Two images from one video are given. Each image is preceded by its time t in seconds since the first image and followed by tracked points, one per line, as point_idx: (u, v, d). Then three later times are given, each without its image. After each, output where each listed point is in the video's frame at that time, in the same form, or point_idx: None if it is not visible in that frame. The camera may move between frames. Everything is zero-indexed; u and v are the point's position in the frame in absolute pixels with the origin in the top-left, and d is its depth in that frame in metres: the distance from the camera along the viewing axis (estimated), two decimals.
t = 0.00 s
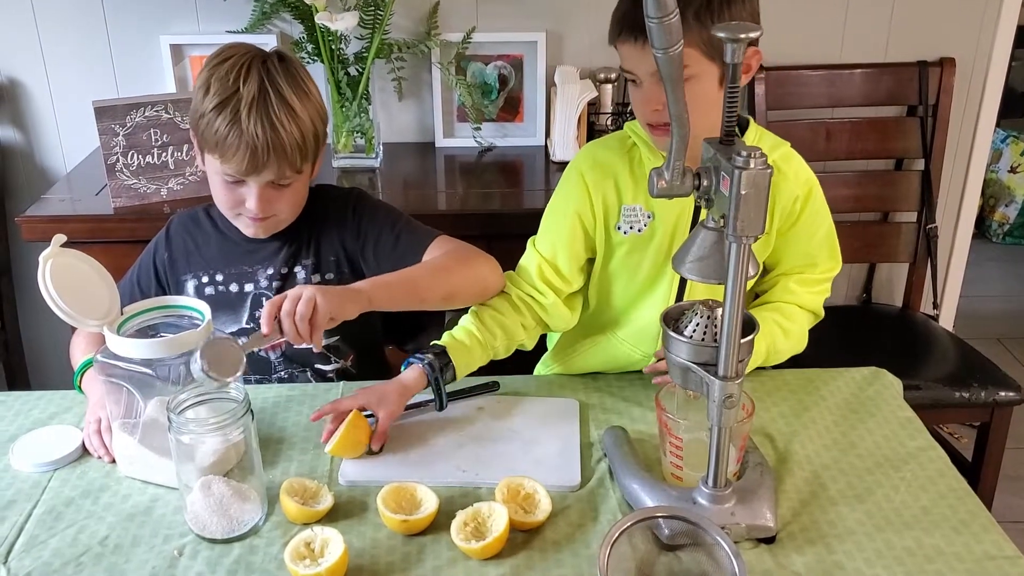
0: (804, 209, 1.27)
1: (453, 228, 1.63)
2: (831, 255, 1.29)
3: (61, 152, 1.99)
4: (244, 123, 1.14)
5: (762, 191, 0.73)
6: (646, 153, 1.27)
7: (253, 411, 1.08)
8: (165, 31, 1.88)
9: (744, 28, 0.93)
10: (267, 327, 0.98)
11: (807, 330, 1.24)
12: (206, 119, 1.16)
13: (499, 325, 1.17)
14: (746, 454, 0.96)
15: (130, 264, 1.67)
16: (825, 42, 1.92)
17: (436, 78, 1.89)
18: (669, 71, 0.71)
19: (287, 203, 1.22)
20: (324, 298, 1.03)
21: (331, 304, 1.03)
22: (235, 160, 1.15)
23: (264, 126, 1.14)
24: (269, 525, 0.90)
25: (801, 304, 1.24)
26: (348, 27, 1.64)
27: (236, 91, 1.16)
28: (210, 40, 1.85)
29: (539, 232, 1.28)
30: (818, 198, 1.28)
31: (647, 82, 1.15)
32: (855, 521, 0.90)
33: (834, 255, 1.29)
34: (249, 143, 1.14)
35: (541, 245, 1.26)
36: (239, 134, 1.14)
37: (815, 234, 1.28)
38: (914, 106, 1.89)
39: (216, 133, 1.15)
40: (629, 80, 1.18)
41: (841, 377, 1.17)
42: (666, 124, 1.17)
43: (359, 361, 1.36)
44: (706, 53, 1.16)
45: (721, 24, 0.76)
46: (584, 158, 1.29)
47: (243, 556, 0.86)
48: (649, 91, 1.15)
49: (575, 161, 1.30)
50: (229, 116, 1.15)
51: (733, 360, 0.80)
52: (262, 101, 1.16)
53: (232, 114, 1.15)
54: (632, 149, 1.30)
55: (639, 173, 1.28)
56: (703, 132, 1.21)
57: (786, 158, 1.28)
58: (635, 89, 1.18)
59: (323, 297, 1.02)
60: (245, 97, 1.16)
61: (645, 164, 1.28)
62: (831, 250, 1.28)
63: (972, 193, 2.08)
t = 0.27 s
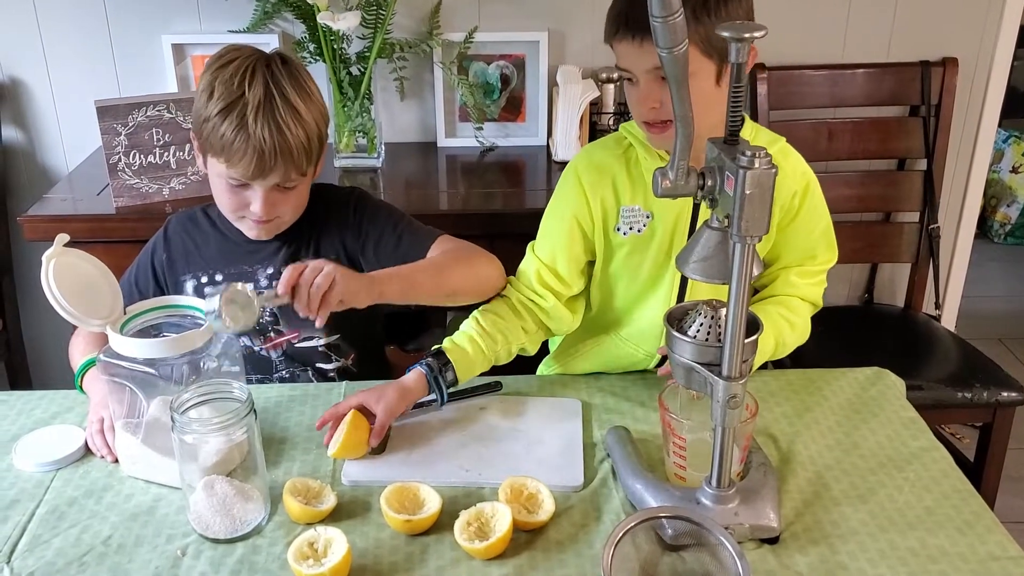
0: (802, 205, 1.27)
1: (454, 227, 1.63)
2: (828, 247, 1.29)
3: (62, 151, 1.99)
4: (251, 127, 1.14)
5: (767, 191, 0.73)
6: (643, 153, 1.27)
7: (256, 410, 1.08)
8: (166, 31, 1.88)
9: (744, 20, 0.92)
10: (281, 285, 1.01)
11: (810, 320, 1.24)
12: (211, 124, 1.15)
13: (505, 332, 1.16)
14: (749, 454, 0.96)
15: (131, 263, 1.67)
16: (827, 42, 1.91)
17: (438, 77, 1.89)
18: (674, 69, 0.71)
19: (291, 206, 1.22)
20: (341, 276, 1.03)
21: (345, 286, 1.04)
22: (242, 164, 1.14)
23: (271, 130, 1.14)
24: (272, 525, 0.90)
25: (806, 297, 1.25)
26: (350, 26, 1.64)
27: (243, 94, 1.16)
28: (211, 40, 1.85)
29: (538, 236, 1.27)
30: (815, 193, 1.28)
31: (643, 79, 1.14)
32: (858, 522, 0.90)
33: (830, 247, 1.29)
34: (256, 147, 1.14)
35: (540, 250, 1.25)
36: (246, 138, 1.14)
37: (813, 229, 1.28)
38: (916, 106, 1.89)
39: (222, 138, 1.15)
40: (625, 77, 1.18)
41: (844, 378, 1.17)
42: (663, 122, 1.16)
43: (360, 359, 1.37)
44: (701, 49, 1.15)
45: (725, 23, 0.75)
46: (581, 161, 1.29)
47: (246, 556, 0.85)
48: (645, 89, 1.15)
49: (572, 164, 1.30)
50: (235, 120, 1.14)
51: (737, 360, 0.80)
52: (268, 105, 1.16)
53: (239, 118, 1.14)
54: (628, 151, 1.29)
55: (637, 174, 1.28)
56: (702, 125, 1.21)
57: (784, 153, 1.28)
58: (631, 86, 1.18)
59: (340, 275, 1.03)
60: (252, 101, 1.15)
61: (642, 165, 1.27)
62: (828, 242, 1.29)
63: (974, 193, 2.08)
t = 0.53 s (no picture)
0: (796, 199, 1.27)
1: (455, 227, 1.62)
2: (821, 242, 1.28)
3: (62, 149, 1.99)
4: (245, 129, 1.13)
5: (769, 190, 0.73)
6: (636, 153, 1.26)
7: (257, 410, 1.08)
8: (167, 30, 1.88)
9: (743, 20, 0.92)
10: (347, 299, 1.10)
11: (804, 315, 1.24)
12: (202, 133, 1.14)
13: (522, 330, 1.18)
14: (750, 454, 0.96)
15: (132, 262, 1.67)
16: (828, 41, 1.91)
17: (439, 77, 1.89)
18: (676, 68, 0.71)
19: (289, 205, 1.23)
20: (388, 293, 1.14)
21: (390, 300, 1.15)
22: (242, 167, 1.14)
23: (265, 130, 1.14)
24: (273, 524, 0.89)
25: (801, 293, 1.25)
26: (351, 26, 1.64)
27: (229, 98, 1.15)
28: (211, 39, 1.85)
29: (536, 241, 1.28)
30: (809, 190, 1.27)
31: (642, 78, 1.14)
32: (860, 522, 0.90)
33: (824, 242, 1.29)
34: (253, 149, 1.14)
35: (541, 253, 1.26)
36: (243, 141, 1.13)
37: (807, 223, 1.27)
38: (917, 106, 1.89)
39: (218, 144, 1.14)
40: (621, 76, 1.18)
41: (845, 377, 1.17)
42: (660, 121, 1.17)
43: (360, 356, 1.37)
44: (699, 47, 1.15)
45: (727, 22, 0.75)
46: (574, 162, 1.29)
47: (247, 555, 0.85)
48: (643, 88, 1.15)
49: (565, 165, 1.30)
50: (227, 124, 1.14)
51: (739, 360, 0.80)
52: (256, 105, 1.15)
53: (231, 122, 1.14)
54: (622, 149, 1.29)
55: (630, 172, 1.28)
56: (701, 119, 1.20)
57: (777, 148, 1.28)
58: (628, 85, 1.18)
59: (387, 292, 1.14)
60: (240, 104, 1.15)
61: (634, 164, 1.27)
62: (820, 236, 1.28)
63: (975, 192, 2.08)
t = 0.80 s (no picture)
0: (786, 196, 1.28)
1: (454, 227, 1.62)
2: (814, 254, 1.29)
3: (62, 151, 1.99)
4: (288, 118, 1.15)
5: (768, 191, 0.73)
6: (628, 144, 1.30)
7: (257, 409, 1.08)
8: (166, 31, 1.88)
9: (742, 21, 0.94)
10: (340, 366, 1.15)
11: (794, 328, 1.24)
12: (244, 127, 1.15)
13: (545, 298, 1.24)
14: (750, 455, 0.96)
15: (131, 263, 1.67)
16: (827, 42, 1.92)
17: (438, 78, 1.89)
18: (676, 70, 0.71)
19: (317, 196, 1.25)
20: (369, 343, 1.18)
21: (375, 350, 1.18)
22: (289, 156, 1.16)
23: (305, 117, 1.17)
24: (273, 526, 0.89)
25: (790, 300, 1.25)
26: (351, 27, 1.64)
27: (255, 94, 1.16)
28: (211, 40, 1.85)
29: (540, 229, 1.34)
30: (800, 187, 1.29)
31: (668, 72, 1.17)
32: (859, 522, 0.90)
33: (817, 255, 1.30)
34: (294, 136, 1.15)
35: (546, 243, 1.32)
36: (289, 130, 1.15)
37: (797, 226, 1.28)
38: (915, 106, 1.89)
39: (260, 139, 1.15)
40: (641, 71, 1.20)
41: (845, 378, 1.17)
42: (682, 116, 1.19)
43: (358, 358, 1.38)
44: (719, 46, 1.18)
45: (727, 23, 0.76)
46: (569, 150, 1.33)
47: (247, 557, 0.85)
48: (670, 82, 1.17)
49: (560, 153, 1.34)
50: (263, 117, 1.15)
51: (738, 361, 0.80)
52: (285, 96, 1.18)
53: (266, 115, 1.15)
54: (614, 140, 1.32)
55: (621, 163, 1.31)
56: (706, 114, 1.23)
57: (769, 146, 1.31)
58: (648, 80, 1.20)
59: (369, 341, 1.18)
60: (272, 96, 1.16)
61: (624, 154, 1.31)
62: (812, 245, 1.29)
63: (974, 193, 2.08)
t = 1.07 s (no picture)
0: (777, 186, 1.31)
1: (453, 228, 1.63)
2: (808, 256, 1.31)
3: (62, 152, 1.99)
4: (291, 116, 1.15)
5: (765, 192, 0.73)
6: (630, 138, 1.34)
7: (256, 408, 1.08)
8: (165, 32, 1.88)
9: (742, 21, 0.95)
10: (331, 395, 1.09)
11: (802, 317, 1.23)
12: (247, 124, 1.15)
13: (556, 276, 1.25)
14: (748, 455, 0.96)
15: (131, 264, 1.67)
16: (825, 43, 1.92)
17: (437, 79, 1.89)
18: (672, 74, 0.72)
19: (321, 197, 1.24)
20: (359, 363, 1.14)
21: (367, 369, 1.14)
22: (291, 154, 1.16)
23: (308, 116, 1.17)
24: (272, 526, 0.90)
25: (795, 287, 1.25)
26: (349, 28, 1.64)
27: (259, 91, 1.16)
28: (209, 41, 1.85)
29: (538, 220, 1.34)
30: (787, 182, 1.33)
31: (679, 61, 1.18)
32: (857, 522, 0.90)
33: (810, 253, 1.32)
34: (297, 134, 1.15)
35: (545, 234, 1.32)
36: (291, 128, 1.15)
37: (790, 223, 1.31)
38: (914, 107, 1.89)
39: (262, 135, 1.15)
40: (649, 63, 1.21)
41: (843, 378, 1.17)
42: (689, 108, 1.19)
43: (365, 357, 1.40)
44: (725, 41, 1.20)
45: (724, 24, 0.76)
46: (571, 141, 1.36)
47: (246, 557, 0.86)
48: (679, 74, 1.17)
49: (564, 145, 1.36)
50: (267, 114, 1.15)
51: (736, 361, 0.80)
52: (290, 94, 1.18)
53: (269, 113, 1.15)
54: (616, 134, 1.36)
55: (623, 157, 1.35)
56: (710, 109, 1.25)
57: (759, 140, 1.37)
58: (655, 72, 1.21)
59: (358, 362, 1.14)
60: (276, 93, 1.17)
61: (628, 148, 1.34)
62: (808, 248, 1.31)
63: (972, 193, 2.08)
